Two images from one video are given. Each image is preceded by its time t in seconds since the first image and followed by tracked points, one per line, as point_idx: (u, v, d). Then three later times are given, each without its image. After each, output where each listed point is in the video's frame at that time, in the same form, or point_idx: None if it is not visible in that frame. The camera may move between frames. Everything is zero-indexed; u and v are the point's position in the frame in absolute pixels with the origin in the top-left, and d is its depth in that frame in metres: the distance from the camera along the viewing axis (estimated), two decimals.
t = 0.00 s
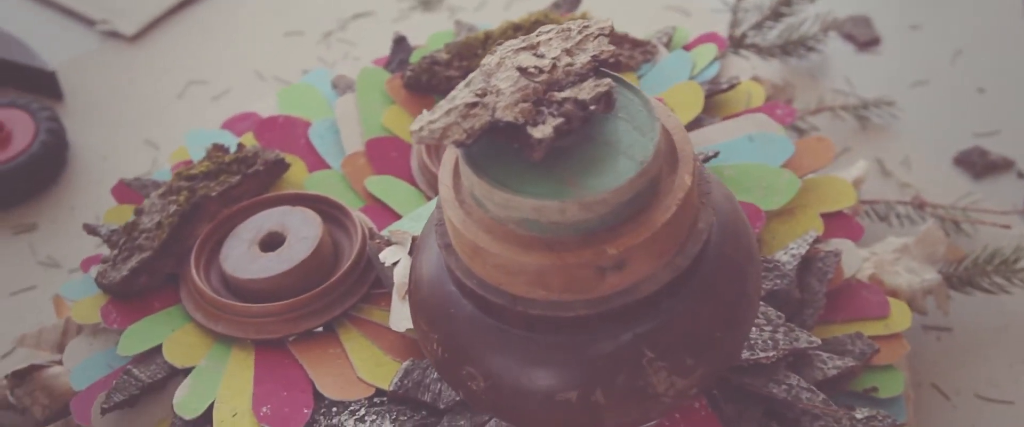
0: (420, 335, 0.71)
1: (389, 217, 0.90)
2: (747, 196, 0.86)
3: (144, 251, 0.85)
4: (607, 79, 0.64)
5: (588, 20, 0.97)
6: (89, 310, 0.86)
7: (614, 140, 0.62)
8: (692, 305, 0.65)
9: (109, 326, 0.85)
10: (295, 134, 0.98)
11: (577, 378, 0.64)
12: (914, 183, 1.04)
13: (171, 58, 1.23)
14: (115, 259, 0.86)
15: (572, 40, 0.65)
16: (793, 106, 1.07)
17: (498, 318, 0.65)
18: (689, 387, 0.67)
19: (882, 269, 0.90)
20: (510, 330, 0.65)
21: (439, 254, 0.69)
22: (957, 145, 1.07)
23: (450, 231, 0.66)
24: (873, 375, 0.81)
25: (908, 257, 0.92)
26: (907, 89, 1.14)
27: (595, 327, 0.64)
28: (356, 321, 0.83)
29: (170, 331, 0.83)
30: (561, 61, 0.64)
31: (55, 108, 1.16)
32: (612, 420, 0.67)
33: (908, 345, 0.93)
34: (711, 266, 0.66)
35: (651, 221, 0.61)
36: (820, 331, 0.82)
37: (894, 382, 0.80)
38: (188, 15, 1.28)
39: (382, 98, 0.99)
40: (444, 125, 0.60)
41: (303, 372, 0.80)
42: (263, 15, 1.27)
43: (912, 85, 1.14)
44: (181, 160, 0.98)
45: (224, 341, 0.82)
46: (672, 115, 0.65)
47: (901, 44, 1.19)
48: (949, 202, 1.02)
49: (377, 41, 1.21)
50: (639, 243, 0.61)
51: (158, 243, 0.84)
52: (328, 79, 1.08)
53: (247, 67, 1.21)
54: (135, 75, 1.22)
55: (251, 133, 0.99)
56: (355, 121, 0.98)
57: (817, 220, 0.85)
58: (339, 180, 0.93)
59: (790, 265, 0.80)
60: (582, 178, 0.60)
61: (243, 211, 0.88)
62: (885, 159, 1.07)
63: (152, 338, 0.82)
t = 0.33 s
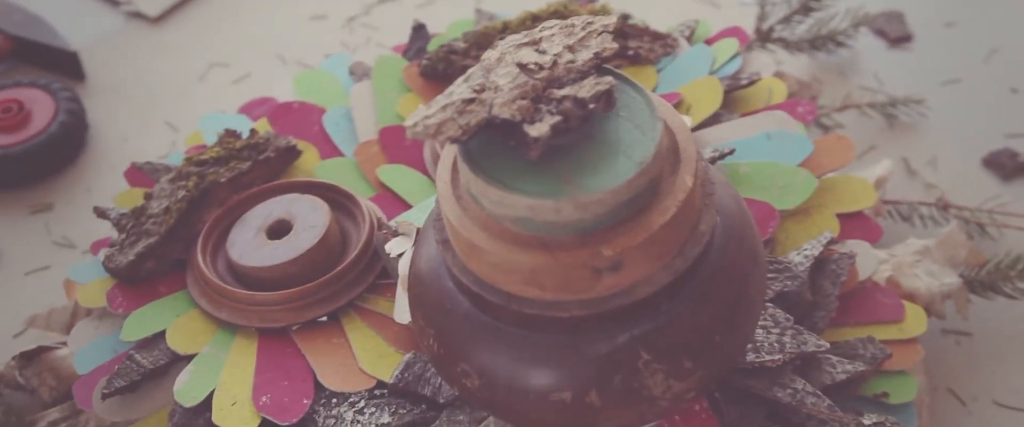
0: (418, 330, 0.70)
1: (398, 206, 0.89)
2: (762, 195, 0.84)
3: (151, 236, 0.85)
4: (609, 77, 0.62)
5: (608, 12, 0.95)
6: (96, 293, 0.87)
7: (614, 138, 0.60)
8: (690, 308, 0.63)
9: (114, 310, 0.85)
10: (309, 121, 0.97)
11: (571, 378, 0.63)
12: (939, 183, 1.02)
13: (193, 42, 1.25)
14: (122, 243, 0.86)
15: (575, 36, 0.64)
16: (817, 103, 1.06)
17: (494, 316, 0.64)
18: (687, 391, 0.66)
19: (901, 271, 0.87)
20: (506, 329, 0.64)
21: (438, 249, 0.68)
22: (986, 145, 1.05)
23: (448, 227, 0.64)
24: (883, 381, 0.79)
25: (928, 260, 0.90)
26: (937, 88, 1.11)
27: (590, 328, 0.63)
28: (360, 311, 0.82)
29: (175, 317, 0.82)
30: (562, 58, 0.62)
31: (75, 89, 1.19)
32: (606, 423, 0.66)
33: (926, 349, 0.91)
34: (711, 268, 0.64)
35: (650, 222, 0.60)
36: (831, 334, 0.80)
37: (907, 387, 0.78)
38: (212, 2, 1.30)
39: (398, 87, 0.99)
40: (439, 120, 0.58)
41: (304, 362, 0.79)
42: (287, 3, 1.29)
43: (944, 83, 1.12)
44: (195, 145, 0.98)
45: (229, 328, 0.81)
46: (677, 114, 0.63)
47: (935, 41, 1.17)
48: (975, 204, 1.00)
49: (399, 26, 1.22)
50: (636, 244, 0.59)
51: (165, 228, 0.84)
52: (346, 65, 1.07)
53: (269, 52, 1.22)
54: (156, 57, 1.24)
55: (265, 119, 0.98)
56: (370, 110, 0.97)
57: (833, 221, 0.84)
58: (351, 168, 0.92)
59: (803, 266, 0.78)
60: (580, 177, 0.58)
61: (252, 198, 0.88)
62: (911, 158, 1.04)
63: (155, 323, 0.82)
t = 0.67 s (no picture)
0: (418, 322, 0.69)
1: (409, 196, 0.88)
2: (778, 192, 0.82)
3: (161, 220, 0.84)
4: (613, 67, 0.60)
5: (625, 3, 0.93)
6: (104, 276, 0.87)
7: (617, 131, 0.58)
8: (693, 307, 0.62)
9: (121, 295, 0.85)
10: (325, 108, 0.97)
11: (568, 374, 0.62)
12: (966, 185, 1.00)
13: (217, 27, 1.25)
14: (132, 228, 0.85)
15: (581, 25, 0.61)
16: (843, 100, 1.04)
17: (491, 310, 0.63)
18: (687, 391, 0.64)
19: (920, 274, 0.86)
20: (504, 323, 0.63)
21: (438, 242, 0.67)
22: (1016, 147, 1.02)
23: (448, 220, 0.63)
24: (898, 386, 0.77)
25: (949, 264, 0.88)
26: (968, 87, 1.09)
27: (589, 324, 0.61)
28: (365, 301, 0.81)
29: (182, 303, 0.82)
30: (567, 46, 0.59)
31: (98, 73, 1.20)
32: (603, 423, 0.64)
33: (947, 355, 0.89)
34: (715, 266, 0.63)
35: (653, 217, 0.58)
36: (844, 337, 0.78)
37: (922, 394, 0.76)
38: None
39: (415, 75, 0.98)
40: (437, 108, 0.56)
41: (308, 351, 0.78)
42: None
43: (976, 83, 1.09)
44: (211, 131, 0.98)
45: (235, 316, 0.81)
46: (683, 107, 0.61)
47: (968, 39, 1.14)
48: (1002, 208, 0.98)
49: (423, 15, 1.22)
50: (636, 238, 0.58)
51: (174, 213, 0.83)
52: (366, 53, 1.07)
53: (291, 38, 1.22)
54: (179, 42, 1.24)
55: (282, 105, 0.98)
56: (387, 98, 0.96)
57: (850, 221, 0.82)
58: (364, 158, 0.92)
59: (819, 266, 0.76)
60: (579, 170, 0.57)
61: (263, 185, 0.87)
62: (938, 158, 1.02)
63: (162, 308, 0.82)
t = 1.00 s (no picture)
0: (418, 314, 0.67)
1: (422, 185, 0.87)
2: (796, 190, 0.80)
3: (171, 204, 0.84)
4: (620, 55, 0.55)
5: None
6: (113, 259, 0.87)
7: (623, 123, 0.53)
8: (694, 304, 0.59)
9: (130, 278, 0.85)
10: (343, 94, 0.96)
11: (563, 371, 0.59)
12: (997, 185, 0.97)
13: (247, 12, 1.28)
14: (143, 210, 0.85)
15: (589, 14, 0.56)
16: (869, 97, 1.02)
17: (488, 303, 0.61)
18: (687, 392, 0.62)
19: (942, 278, 0.83)
20: (501, 317, 0.61)
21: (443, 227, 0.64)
22: None
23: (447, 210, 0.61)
24: (912, 392, 0.75)
25: (975, 267, 0.86)
26: (1005, 85, 1.06)
27: (588, 321, 0.58)
28: (373, 291, 0.80)
29: (190, 287, 0.82)
30: (573, 36, 0.54)
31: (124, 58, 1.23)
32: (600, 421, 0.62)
33: (970, 360, 0.87)
34: (722, 264, 0.60)
35: (651, 213, 0.54)
36: (858, 340, 0.76)
37: (936, 401, 0.74)
38: None
39: (435, 63, 0.97)
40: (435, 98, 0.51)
41: (312, 341, 0.77)
42: None
43: (1013, 80, 1.06)
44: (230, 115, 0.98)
45: (241, 302, 0.80)
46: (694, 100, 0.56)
47: (1008, 34, 1.11)
48: None
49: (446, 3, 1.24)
50: (637, 235, 0.54)
51: (185, 197, 0.83)
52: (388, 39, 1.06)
53: (317, 24, 1.25)
54: (208, 26, 1.27)
55: (301, 91, 0.98)
56: (405, 86, 0.95)
57: (869, 221, 0.80)
58: (380, 145, 0.91)
59: (835, 266, 0.74)
60: (578, 163, 0.52)
61: (274, 172, 0.86)
62: (968, 157, 1.00)
63: (170, 293, 0.82)
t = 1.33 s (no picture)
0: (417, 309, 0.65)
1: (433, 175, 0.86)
2: (811, 187, 0.79)
3: (180, 190, 0.83)
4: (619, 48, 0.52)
5: None
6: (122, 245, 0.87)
7: (621, 116, 0.50)
8: (693, 302, 0.57)
9: (137, 263, 0.85)
10: (359, 82, 0.96)
11: (558, 367, 0.57)
12: None
13: None
14: (152, 196, 0.84)
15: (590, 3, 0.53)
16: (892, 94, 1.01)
17: (483, 297, 0.59)
18: (686, 392, 0.60)
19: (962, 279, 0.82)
20: (496, 312, 0.58)
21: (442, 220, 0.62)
22: None
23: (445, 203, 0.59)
24: (923, 394, 0.73)
25: (997, 269, 0.84)
26: None
27: (586, 316, 0.56)
28: (379, 281, 0.79)
29: (196, 273, 0.82)
30: (572, 25, 0.51)
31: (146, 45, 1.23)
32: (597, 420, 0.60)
33: (990, 365, 0.85)
34: (723, 262, 0.57)
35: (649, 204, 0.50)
36: (869, 341, 0.75)
37: (948, 405, 0.72)
38: None
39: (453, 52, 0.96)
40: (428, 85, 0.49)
41: (316, 331, 0.77)
42: None
43: None
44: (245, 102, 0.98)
45: (247, 290, 0.80)
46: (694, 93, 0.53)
47: None
48: None
49: None
50: (636, 228, 0.51)
51: (194, 183, 0.83)
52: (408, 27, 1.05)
53: (342, 14, 1.25)
54: (233, 15, 1.28)
55: (317, 78, 0.97)
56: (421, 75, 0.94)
57: (885, 219, 0.78)
58: (393, 134, 0.90)
59: (848, 265, 0.73)
60: (572, 153, 0.49)
61: (285, 159, 0.86)
62: (994, 157, 0.98)
63: (176, 279, 0.82)
